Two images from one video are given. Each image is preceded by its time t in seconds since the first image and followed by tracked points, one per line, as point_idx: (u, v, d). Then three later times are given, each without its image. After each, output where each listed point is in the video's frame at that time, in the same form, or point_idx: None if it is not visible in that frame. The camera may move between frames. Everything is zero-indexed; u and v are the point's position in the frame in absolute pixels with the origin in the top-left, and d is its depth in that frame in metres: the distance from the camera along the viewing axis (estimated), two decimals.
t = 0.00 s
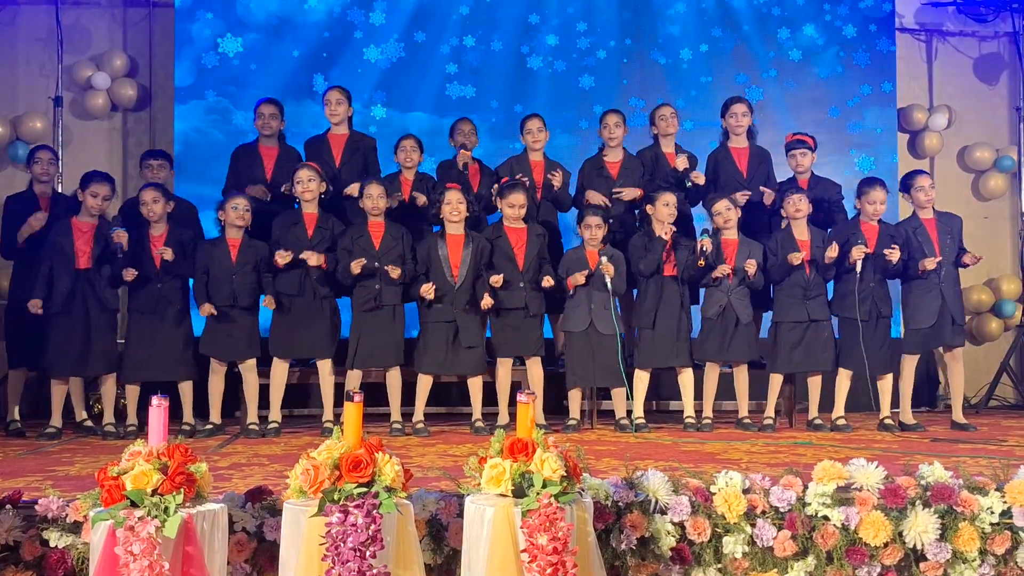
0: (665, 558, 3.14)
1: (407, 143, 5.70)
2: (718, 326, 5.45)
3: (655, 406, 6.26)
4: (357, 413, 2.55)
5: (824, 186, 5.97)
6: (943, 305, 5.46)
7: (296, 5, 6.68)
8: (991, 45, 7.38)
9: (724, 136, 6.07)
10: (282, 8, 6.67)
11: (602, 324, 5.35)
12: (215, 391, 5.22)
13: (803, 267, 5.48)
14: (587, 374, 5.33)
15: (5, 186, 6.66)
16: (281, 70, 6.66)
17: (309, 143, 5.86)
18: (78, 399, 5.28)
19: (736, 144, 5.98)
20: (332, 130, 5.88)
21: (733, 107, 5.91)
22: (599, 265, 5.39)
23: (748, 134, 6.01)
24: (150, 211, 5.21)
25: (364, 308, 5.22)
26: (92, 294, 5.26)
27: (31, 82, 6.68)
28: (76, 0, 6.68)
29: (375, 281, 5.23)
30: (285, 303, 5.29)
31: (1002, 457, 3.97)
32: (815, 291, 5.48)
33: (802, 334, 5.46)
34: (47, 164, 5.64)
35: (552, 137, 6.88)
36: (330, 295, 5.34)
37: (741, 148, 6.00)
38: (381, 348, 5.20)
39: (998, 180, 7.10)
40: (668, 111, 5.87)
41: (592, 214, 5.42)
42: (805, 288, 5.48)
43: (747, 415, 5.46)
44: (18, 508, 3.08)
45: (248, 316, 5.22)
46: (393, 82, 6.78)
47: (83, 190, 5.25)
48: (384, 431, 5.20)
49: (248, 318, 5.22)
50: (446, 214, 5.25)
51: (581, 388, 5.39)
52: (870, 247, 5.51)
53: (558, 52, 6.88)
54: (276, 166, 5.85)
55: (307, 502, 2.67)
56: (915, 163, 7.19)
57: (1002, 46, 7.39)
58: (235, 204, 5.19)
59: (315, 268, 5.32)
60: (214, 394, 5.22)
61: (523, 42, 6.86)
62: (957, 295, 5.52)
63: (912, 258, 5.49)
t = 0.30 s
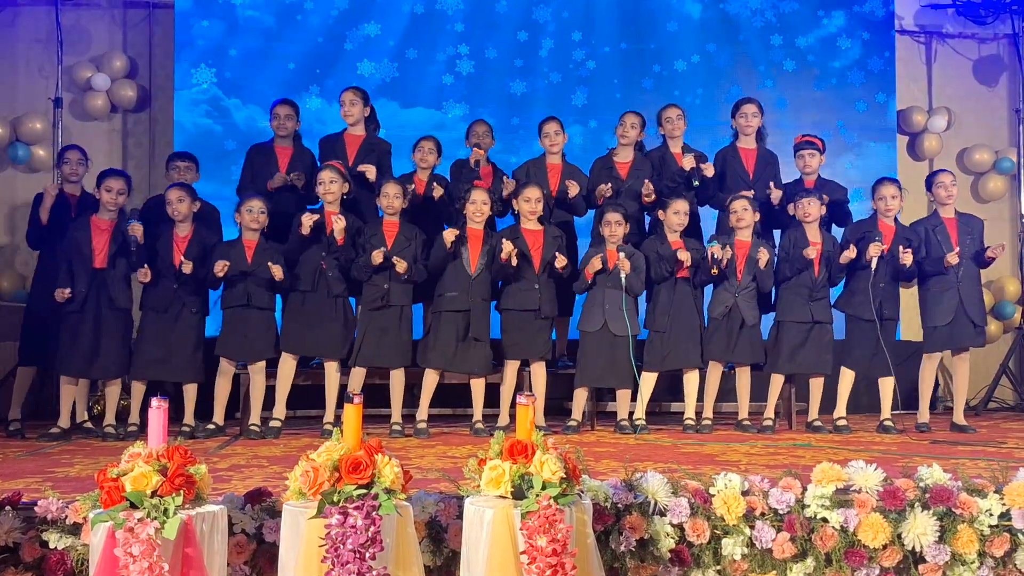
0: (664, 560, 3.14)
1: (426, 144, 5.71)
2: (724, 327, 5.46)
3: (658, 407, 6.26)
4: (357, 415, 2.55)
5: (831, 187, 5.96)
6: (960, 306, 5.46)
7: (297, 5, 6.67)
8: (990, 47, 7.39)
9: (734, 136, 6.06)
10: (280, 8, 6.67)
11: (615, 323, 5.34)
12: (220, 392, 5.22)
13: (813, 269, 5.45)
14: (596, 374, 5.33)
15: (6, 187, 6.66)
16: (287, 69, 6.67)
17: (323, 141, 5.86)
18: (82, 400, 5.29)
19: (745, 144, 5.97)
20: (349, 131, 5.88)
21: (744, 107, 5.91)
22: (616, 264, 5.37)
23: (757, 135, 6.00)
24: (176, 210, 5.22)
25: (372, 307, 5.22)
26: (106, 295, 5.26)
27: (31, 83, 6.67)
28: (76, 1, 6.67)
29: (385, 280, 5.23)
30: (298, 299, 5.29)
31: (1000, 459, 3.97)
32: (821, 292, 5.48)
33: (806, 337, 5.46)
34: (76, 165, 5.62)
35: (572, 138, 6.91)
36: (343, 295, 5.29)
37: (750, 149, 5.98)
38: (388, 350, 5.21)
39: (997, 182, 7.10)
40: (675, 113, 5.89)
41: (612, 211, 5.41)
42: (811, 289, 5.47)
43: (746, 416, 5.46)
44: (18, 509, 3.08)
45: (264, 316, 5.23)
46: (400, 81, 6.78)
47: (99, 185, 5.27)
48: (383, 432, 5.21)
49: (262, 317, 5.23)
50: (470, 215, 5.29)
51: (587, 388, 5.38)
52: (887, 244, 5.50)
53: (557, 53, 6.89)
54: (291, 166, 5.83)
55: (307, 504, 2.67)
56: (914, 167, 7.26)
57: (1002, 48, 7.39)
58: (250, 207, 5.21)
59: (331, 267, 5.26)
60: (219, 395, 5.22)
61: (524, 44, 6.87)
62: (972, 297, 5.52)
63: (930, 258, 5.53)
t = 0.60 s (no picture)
0: (663, 562, 3.14)
1: (432, 147, 5.71)
2: (726, 327, 5.46)
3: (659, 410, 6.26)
4: (356, 417, 2.54)
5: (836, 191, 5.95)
6: (959, 310, 5.45)
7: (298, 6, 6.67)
8: (992, 49, 7.38)
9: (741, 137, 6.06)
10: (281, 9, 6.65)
11: (619, 325, 5.33)
12: (220, 393, 5.22)
13: (813, 269, 5.46)
14: (599, 376, 5.32)
15: (6, 187, 6.67)
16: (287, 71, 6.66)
17: (328, 142, 5.86)
18: (83, 400, 5.29)
19: (753, 145, 5.97)
20: (354, 134, 5.87)
21: (753, 109, 5.90)
22: (622, 267, 5.37)
23: (764, 137, 5.98)
24: (183, 210, 5.24)
25: (374, 311, 5.21)
26: (109, 299, 5.26)
27: (31, 83, 6.68)
28: (75, 1, 6.68)
29: (387, 284, 5.23)
30: (298, 302, 5.29)
31: (1002, 462, 3.96)
32: (821, 294, 5.47)
33: (804, 339, 5.45)
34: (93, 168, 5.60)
35: (576, 142, 6.92)
36: (347, 299, 5.29)
37: (757, 150, 5.98)
38: (389, 351, 5.19)
39: (998, 183, 7.05)
40: (680, 113, 5.87)
41: (622, 213, 5.38)
42: (811, 291, 5.47)
43: (747, 418, 5.46)
44: (18, 509, 3.08)
45: (265, 318, 5.24)
46: (403, 82, 6.79)
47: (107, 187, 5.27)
48: (384, 433, 5.20)
49: (263, 320, 5.24)
50: (478, 220, 5.30)
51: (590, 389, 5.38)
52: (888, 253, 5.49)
53: (556, 55, 6.90)
54: (296, 169, 5.84)
55: (306, 505, 2.66)
56: (915, 167, 7.31)
57: (1002, 50, 7.39)
58: (258, 207, 5.20)
59: (336, 272, 5.27)
60: (218, 396, 5.22)
61: (526, 44, 6.88)
62: (974, 301, 5.52)
63: (933, 258, 5.49)
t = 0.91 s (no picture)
0: (668, 570, 3.05)
1: (423, 144, 5.62)
2: (727, 330, 5.39)
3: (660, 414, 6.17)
4: (352, 420, 2.47)
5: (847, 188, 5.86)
6: (960, 312, 5.38)
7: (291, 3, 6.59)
8: (1006, 43, 7.31)
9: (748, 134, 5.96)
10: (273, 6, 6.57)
11: (620, 326, 5.25)
12: (209, 395, 5.14)
13: (818, 270, 5.38)
14: (599, 379, 5.25)
15: None
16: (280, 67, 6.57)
17: (321, 137, 5.76)
18: (71, 403, 5.20)
19: (759, 143, 5.87)
20: (347, 129, 5.78)
21: (762, 104, 5.80)
22: (622, 267, 5.29)
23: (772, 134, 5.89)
24: (163, 208, 5.13)
25: (367, 312, 5.12)
26: (86, 297, 5.16)
27: (20, 78, 6.60)
28: None
29: (379, 285, 5.14)
30: (288, 304, 5.20)
31: (1013, 468, 3.88)
32: (827, 295, 5.40)
33: (809, 341, 5.37)
34: (82, 163, 5.51)
35: (569, 140, 6.85)
36: (335, 298, 5.22)
37: (763, 148, 5.88)
38: (382, 352, 5.09)
39: (1012, 182, 6.95)
40: (685, 109, 5.76)
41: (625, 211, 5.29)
42: (816, 292, 5.39)
43: (753, 423, 5.37)
44: (4, 515, 3.00)
45: (254, 319, 5.14)
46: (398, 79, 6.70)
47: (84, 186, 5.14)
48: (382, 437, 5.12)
49: (254, 321, 5.14)
50: (476, 216, 5.18)
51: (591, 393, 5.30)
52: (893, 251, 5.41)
53: (557, 52, 6.82)
54: (284, 166, 5.74)
55: (301, 511, 2.57)
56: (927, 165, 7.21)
57: (1017, 44, 7.32)
58: (246, 205, 5.11)
59: (323, 271, 5.19)
60: (208, 398, 5.13)
61: (526, 39, 6.80)
62: (980, 303, 5.43)
63: (939, 258, 5.46)
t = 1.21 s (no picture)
0: None
1: (398, 131, 5.44)
2: (729, 334, 5.21)
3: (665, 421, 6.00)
4: (345, 426, 2.31)
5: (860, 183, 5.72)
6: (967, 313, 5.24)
7: None
8: None
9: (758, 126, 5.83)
10: None
11: (610, 326, 5.08)
12: (186, 400, 4.95)
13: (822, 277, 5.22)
14: (596, 385, 5.07)
15: None
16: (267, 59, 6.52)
17: (296, 130, 5.60)
18: (44, 409, 5.01)
19: (769, 134, 5.75)
20: (324, 119, 5.63)
21: (769, 94, 5.66)
22: (606, 262, 5.15)
23: (781, 124, 5.77)
24: (116, 202, 5.00)
25: (347, 314, 4.96)
26: (40, 294, 5.00)
27: None
28: None
29: (359, 283, 4.97)
30: (259, 309, 5.02)
31: None
32: (833, 299, 5.23)
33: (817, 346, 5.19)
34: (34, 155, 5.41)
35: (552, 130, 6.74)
36: (308, 299, 5.06)
37: (773, 139, 5.76)
38: (368, 356, 4.93)
39: None
40: (688, 99, 5.61)
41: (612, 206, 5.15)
42: (823, 297, 5.23)
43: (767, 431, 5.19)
44: None
45: (225, 319, 4.98)
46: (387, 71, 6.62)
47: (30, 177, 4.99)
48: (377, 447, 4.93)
49: (225, 321, 4.98)
50: (456, 209, 5.01)
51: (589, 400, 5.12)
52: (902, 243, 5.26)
53: (564, 43, 6.78)
54: (257, 154, 5.59)
55: (291, 523, 2.38)
56: (953, 158, 7.07)
57: None
58: (210, 200, 4.94)
59: (293, 272, 5.03)
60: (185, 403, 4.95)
61: (526, 33, 6.74)
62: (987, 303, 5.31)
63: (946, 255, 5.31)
